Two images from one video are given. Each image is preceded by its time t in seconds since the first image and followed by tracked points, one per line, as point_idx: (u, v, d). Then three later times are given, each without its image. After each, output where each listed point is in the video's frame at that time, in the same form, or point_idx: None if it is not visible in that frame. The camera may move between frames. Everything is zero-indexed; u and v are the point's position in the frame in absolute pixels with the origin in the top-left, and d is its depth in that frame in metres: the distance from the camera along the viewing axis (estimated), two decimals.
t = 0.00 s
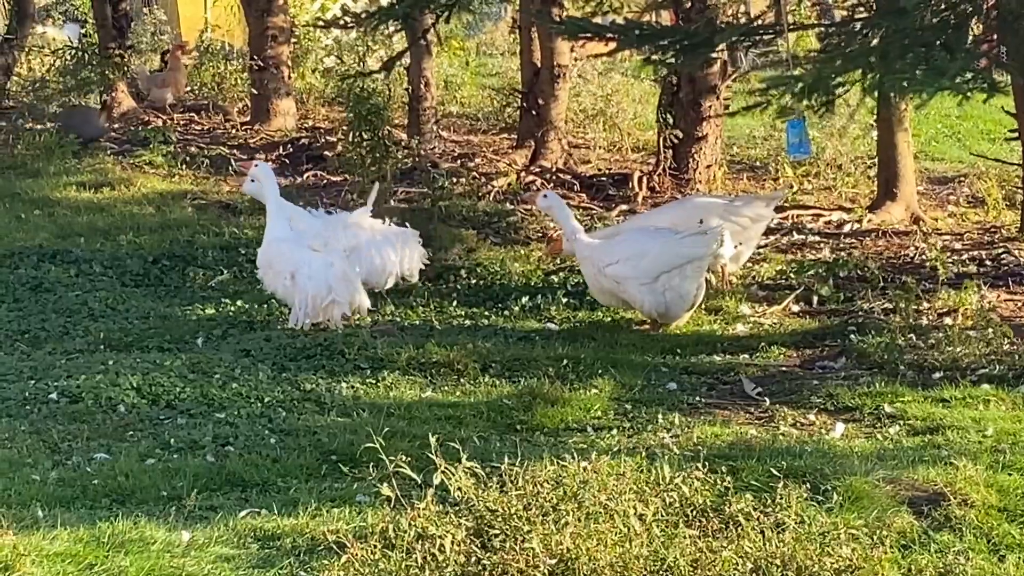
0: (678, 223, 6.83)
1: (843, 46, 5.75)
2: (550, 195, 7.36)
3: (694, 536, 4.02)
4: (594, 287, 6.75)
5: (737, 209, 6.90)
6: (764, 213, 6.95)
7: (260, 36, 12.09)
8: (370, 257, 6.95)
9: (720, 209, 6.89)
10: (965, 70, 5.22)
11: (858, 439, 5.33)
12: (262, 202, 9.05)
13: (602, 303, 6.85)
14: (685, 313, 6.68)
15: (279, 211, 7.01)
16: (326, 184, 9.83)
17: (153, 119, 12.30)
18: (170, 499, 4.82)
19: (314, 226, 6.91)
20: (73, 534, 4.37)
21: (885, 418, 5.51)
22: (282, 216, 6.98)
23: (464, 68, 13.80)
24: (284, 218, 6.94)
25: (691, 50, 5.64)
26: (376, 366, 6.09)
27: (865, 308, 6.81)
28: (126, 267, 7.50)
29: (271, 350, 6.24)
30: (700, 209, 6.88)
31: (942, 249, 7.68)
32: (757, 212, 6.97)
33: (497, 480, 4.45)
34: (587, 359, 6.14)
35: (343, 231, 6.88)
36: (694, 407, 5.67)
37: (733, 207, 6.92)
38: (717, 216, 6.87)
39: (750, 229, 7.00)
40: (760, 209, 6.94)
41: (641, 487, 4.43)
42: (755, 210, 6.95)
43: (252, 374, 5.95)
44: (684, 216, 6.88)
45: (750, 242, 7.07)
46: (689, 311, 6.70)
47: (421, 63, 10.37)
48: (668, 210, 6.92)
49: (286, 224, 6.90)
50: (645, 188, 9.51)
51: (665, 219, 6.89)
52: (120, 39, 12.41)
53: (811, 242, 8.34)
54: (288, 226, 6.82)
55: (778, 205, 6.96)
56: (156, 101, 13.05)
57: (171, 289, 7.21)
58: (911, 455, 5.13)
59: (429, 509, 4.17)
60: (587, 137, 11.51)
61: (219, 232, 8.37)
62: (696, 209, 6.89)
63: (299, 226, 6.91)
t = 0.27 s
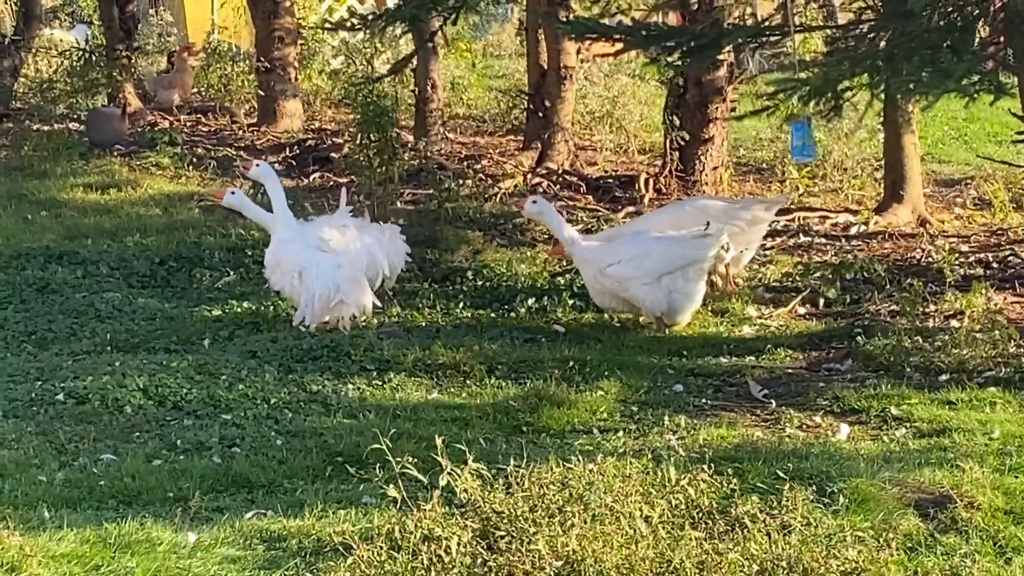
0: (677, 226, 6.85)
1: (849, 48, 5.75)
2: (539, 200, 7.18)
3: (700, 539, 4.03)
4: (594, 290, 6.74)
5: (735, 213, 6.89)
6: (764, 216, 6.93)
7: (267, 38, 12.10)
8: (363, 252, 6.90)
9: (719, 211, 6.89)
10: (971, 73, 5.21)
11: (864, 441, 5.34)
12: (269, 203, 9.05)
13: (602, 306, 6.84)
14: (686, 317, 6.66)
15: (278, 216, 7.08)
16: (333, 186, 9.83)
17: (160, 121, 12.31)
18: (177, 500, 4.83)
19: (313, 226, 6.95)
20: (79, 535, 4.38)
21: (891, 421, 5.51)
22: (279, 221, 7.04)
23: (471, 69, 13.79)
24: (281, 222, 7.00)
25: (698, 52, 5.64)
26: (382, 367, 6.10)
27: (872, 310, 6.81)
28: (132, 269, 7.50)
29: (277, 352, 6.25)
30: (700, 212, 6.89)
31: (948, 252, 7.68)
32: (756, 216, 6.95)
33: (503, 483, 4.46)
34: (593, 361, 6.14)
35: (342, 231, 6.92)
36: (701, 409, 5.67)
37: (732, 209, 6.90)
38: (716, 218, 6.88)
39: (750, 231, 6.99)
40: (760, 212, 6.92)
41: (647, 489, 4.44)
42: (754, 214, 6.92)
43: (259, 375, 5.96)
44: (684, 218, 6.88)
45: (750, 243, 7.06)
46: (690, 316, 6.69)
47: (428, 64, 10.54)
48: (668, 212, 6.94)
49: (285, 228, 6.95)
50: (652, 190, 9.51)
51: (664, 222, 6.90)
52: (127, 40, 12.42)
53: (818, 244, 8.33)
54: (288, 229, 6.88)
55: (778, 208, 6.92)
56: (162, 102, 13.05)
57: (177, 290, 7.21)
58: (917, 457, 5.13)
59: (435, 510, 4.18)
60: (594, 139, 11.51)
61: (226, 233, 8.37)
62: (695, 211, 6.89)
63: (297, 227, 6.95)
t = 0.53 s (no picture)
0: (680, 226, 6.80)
1: (860, 51, 5.74)
2: (528, 206, 7.24)
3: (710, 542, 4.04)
4: (590, 284, 6.76)
5: (740, 217, 6.83)
6: (767, 221, 6.87)
7: (278, 41, 12.11)
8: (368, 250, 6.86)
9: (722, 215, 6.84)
10: (982, 77, 5.21)
11: (874, 446, 5.33)
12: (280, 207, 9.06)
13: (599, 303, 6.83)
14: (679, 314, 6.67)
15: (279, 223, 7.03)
16: (343, 189, 9.84)
17: (170, 124, 12.32)
18: (187, 503, 4.83)
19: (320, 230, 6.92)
20: (90, 538, 4.38)
21: (901, 425, 5.50)
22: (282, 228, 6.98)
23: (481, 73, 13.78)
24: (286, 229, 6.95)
25: (708, 56, 5.64)
26: (392, 371, 6.10)
27: (882, 314, 6.81)
28: (143, 272, 7.51)
29: (287, 355, 6.25)
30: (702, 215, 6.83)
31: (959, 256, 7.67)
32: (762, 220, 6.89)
33: (512, 486, 4.46)
34: (603, 364, 6.14)
35: (349, 233, 6.94)
36: (711, 413, 5.67)
37: (735, 214, 6.85)
38: (721, 222, 6.82)
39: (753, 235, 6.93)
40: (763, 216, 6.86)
41: (657, 493, 4.44)
42: (759, 219, 6.86)
43: (269, 379, 5.96)
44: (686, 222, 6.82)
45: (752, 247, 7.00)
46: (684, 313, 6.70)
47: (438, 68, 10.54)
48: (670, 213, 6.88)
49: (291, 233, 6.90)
50: (662, 194, 9.49)
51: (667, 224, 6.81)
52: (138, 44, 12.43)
53: (828, 248, 8.33)
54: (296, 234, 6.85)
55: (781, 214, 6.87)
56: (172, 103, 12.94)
57: (188, 294, 7.22)
58: (927, 461, 5.12)
59: (445, 514, 4.20)
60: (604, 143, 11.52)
61: (237, 237, 8.38)
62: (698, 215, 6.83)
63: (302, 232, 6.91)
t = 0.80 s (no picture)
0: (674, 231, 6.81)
1: (872, 57, 5.74)
2: (528, 213, 7.18)
3: (723, 548, 4.05)
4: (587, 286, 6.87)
5: (750, 224, 6.96)
6: (773, 231, 6.99)
7: (291, 46, 12.15)
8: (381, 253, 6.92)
9: (731, 221, 6.92)
10: (995, 83, 5.20)
11: (886, 452, 5.33)
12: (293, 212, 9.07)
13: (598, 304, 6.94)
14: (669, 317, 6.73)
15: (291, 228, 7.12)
16: (355, 194, 9.85)
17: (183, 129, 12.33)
18: (199, 508, 4.83)
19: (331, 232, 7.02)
20: (102, 543, 4.38)
21: (914, 431, 5.50)
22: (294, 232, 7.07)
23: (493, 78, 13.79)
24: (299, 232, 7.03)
25: (721, 62, 5.65)
26: (405, 376, 6.09)
27: (895, 320, 6.81)
28: (156, 277, 7.52)
29: (300, 360, 6.25)
30: (711, 219, 6.89)
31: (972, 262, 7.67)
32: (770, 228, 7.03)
33: (525, 491, 4.47)
34: (615, 370, 6.14)
35: (364, 241, 7.04)
36: (724, 419, 5.67)
37: (744, 222, 6.95)
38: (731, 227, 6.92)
39: (760, 246, 7.01)
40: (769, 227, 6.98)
41: (669, 498, 4.44)
42: (768, 226, 7.00)
43: (282, 384, 5.96)
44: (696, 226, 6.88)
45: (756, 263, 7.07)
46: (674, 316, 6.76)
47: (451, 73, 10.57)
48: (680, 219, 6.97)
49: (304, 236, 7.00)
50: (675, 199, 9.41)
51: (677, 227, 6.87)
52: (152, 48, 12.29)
53: (841, 254, 8.32)
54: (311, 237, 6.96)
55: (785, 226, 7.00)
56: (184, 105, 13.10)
57: (200, 298, 7.23)
58: (939, 467, 5.12)
59: (458, 519, 4.21)
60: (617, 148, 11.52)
61: (250, 241, 8.39)
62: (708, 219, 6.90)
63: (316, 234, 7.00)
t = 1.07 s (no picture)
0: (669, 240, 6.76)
1: (889, 63, 5.73)
2: (523, 225, 7.19)
3: (739, 554, 4.05)
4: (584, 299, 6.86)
5: (756, 232, 6.88)
6: (782, 238, 6.96)
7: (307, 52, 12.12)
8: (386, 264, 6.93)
9: (740, 228, 6.86)
10: (1013, 89, 5.19)
11: (903, 458, 5.32)
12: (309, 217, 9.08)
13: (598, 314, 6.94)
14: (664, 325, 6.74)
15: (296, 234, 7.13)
16: (372, 200, 9.85)
17: (200, 135, 12.35)
18: (216, 513, 4.84)
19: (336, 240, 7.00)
20: (118, 548, 4.38)
21: (931, 437, 5.49)
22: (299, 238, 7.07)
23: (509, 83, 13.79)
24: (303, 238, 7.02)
25: (738, 68, 5.65)
26: (421, 382, 6.09)
27: (912, 325, 6.80)
28: (172, 282, 7.53)
29: (316, 365, 6.26)
30: (718, 226, 6.84)
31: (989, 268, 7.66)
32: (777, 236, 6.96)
33: (540, 497, 4.47)
34: (631, 376, 6.14)
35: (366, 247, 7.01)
36: (739, 425, 5.66)
37: (753, 229, 6.88)
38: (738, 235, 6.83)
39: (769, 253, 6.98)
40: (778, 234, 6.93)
41: (685, 504, 4.44)
42: (775, 235, 6.92)
43: (298, 389, 5.97)
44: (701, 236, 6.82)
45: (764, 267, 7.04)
46: (669, 324, 6.77)
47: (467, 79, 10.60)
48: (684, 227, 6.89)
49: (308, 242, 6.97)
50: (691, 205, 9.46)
51: (682, 235, 6.81)
52: (170, 54, 12.28)
53: (858, 260, 8.30)
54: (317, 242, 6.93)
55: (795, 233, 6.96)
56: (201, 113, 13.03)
57: (217, 304, 7.24)
58: (956, 474, 5.11)
59: (474, 525, 4.21)
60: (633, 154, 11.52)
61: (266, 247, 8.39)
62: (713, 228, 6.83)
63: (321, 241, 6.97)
